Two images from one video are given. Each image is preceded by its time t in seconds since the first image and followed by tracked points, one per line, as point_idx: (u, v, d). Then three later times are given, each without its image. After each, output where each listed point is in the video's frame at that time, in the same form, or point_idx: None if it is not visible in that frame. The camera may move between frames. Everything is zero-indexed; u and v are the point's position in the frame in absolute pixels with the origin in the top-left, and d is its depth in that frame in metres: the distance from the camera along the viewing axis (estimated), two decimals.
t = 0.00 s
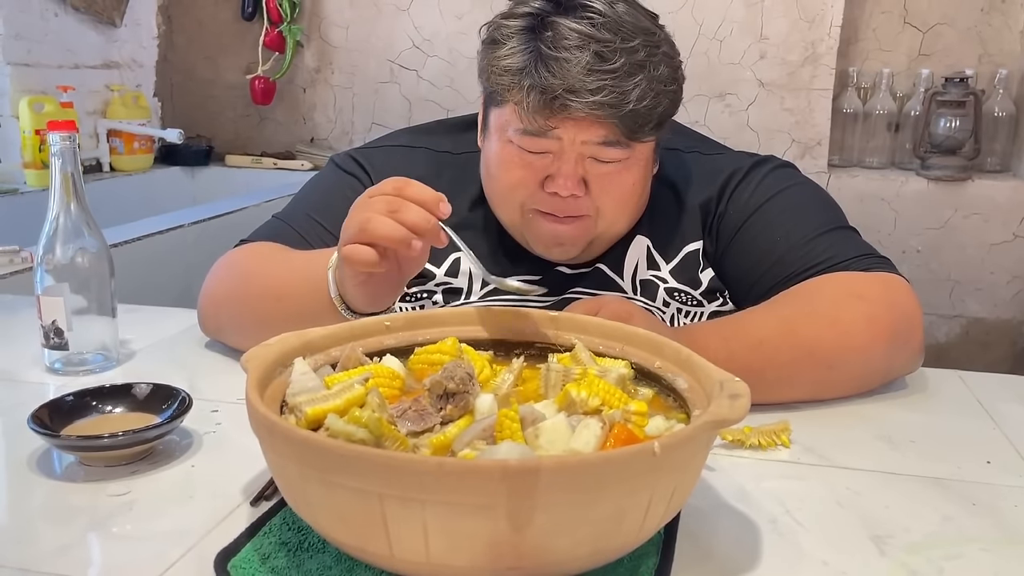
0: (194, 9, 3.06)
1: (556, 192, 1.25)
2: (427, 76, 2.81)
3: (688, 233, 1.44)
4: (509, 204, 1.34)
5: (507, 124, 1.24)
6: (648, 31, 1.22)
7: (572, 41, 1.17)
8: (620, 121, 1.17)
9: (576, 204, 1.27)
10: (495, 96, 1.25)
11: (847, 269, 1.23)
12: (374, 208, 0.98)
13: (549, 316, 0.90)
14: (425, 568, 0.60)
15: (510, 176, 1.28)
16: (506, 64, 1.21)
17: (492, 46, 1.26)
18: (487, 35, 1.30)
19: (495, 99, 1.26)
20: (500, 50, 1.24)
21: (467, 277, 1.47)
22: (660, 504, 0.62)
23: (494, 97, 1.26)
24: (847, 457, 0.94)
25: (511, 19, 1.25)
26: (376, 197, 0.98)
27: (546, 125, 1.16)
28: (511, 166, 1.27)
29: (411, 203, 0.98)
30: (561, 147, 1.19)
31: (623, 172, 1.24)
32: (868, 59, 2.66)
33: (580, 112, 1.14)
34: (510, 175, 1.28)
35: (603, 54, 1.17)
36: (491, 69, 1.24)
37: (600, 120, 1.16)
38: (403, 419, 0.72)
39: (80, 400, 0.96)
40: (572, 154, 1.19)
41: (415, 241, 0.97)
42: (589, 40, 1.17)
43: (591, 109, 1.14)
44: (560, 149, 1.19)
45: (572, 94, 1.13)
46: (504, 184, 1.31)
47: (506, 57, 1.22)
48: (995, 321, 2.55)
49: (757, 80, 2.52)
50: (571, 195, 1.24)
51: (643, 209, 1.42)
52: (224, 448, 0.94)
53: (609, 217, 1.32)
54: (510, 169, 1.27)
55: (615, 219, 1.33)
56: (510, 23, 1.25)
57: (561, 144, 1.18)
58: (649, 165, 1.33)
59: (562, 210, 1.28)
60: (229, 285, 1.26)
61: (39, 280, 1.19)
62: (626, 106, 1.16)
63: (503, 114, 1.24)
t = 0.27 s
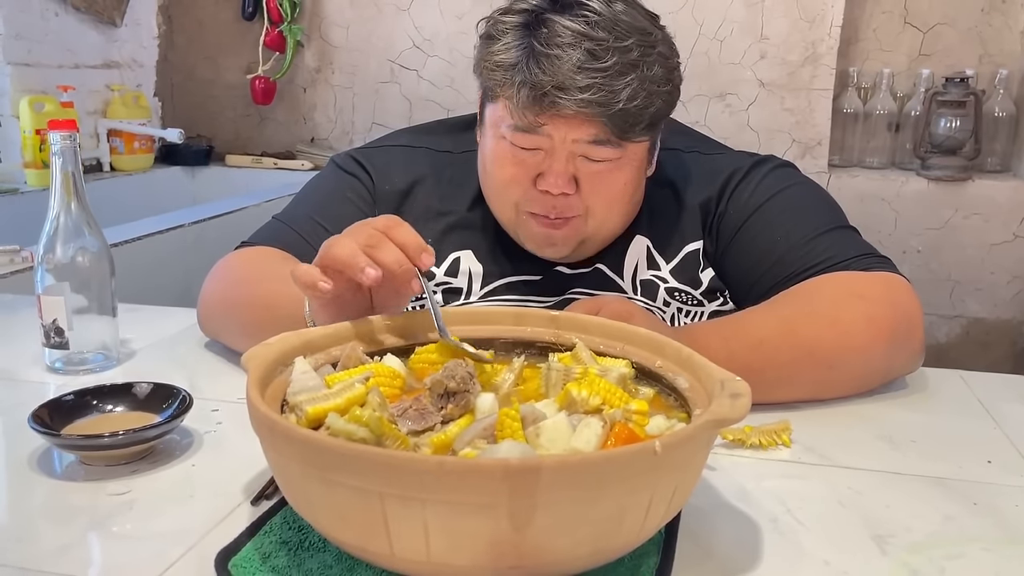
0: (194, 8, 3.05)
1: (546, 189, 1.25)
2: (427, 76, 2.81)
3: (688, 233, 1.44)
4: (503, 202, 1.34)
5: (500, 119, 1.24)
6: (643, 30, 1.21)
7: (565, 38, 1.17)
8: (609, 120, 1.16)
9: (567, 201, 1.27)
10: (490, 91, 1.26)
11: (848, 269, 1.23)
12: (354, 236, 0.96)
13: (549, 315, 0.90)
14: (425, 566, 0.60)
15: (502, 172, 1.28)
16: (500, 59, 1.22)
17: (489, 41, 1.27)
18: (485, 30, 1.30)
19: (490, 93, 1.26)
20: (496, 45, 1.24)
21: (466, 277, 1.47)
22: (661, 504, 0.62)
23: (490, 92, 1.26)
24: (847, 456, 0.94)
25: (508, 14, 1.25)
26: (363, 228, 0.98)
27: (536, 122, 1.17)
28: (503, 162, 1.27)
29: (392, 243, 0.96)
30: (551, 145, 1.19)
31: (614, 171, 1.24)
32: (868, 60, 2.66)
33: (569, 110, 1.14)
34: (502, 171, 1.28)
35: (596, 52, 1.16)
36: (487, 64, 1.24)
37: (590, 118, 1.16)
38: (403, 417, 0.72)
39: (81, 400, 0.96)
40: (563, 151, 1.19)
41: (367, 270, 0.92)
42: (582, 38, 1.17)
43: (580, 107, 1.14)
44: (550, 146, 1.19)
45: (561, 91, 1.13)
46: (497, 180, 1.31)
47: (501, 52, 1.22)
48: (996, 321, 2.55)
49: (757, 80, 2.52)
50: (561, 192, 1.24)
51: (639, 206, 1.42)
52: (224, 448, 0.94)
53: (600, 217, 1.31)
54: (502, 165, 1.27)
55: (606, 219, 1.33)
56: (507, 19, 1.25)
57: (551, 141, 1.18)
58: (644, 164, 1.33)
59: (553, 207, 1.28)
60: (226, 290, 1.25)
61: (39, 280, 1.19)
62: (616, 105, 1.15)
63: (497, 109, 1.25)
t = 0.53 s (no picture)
0: (194, 8, 3.05)
1: (540, 186, 1.24)
2: (427, 76, 2.81)
3: (688, 232, 1.44)
4: (498, 199, 1.33)
5: (501, 111, 1.24)
6: (652, 36, 1.23)
7: (575, 34, 1.18)
8: (609, 119, 1.17)
9: (560, 200, 1.26)
10: (495, 81, 1.26)
11: (847, 269, 1.23)
12: (358, 246, 0.96)
13: (550, 315, 0.90)
14: (425, 565, 0.60)
15: (497, 167, 1.27)
16: (508, 49, 1.22)
17: (499, 30, 1.27)
18: (496, 20, 1.30)
19: (495, 84, 1.27)
20: (505, 35, 1.24)
21: (465, 276, 1.47)
22: (661, 503, 0.61)
23: (494, 82, 1.27)
24: (847, 456, 0.94)
25: (521, 6, 1.26)
26: (368, 240, 0.97)
27: (538, 114, 1.17)
28: (499, 156, 1.26)
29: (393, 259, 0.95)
30: (549, 139, 1.19)
31: (610, 173, 1.24)
32: (869, 60, 2.66)
33: (572, 104, 1.14)
34: (497, 165, 1.27)
35: (603, 51, 1.17)
36: (494, 53, 1.25)
37: (591, 115, 1.16)
38: (404, 416, 0.72)
39: (80, 399, 0.96)
40: (561, 148, 1.19)
41: (356, 272, 0.91)
42: (590, 36, 1.18)
43: (582, 103, 1.14)
44: (549, 141, 1.19)
45: (565, 85, 1.14)
46: (492, 173, 1.29)
47: (510, 42, 1.23)
48: (996, 321, 2.55)
49: (758, 80, 2.52)
50: (555, 189, 1.23)
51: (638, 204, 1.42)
52: (224, 448, 0.93)
53: (592, 219, 1.31)
54: (499, 158, 1.26)
55: (598, 221, 1.32)
56: (519, 11, 1.26)
57: (550, 136, 1.18)
58: (643, 168, 1.33)
59: (545, 205, 1.27)
60: (225, 291, 1.25)
61: (39, 280, 1.19)
62: (617, 105, 1.16)
63: (500, 100, 1.25)
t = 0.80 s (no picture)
0: (195, 8, 3.05)
1: (545, 182, 1.24)
2: (427, 75, 2.81)
3: (688, 232, 1.44)
4: (501, 197, 1.33)
5: (504, 107, 1.24)
6: (653, 29, 1.23)
7: (576, 27, 1.18)
8: (615, 111, 1.18)
9: (565, 195, 1.26)
10: (497, 78, 1.26)
11: (848, 268, 1.23)
12: (384, 241, 0.95)
13: (550, 314, 0.90)
14: (425, 563, 0.59)
15: (501, 164, 1.27)
16: (510, 45, 1.22)
17: (500, 27, 1.27)
18: (496, 17, 1.30)
19: (497, 82, 1.26)
20: (506, 32, 1.24)
21: (466, 275, 1.47)
22: (662, 502, 0.61)
23: (496, 79, 1.26)
24: (848, 455, 0.94)
25: (521, 2, 1.26)
26: (392, 236, 0.97)
27: (542, 109, 1.17)
28: (504, 153, 1.25)
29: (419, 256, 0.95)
30: (554, 134, 1.19)
31: (615, 166, 1.24)
32: (869, 59, 2.66)
33: (576, 96, 1.14)
34: (502, 163, 1.27)
35: (605, 43, 1.17)
36: (496, 49, 1.24)
37: (596, 107, 1.16)
38: (405, 415, 0.72)
39: (80, 399, 0.95)
40: (566, 142, 1.19)
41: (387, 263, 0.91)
42: (592, 29, 1.18)
43: (587, 94, 1.15)
44: (553, 136, 1.19)
45: (570, 78, 1.14)
46: (496, 171, 1.29)
47: (512, 37, 1.23)
48: (996, 321, 2.55)
49: (758, 80, 2.52)
50: (560, 185, 1.23)
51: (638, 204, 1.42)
52: (225, 447, 0.93)
53: (597, 214, 1.31)
54: (503, 156, 1.26)
55: (602, 218, 1.32)
56: (519, 7, 1.26)
57: (555, 131, 1.18)
58: (646, 162, 1.33)
59: (550, 201, 1.27)
60: (225, 290, 1.25)
61: (40, 279, 1.19)
62: (622, 96, 1.17)
63: (502, 97, 1.24)
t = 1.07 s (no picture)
0: (195, 8, 3.05)
1: (544, 178, 1.23)
2: (428, 75, 2.81)
3: (688, 232, 1.44)
4: (501, 194, 1.33)
5: (504, 104, 1.24)
6: (653, 25, 1.23)
7: (576, 23, 1.18)
8: (614, 106, 1.17)
9: (565, 191, 1.26)
10: (497, 74, 1.26)
11: (848, 268, 1.23)
12: (375, 250, 0.96)
13: (550, 314, 0.90)
14: (425, 564, 0.59)
15: (501, 160, 1.27)
16: (510, 41, 1.22)
17: (501, 22, 1.27)
18: (497, 13, 1.30)
19: (497, 77, 1.26)
20: (506, 27, 1.24)
21: (466, 275, 1.47)
22: (662, 503, 0.61)
23: (496, 75, 1.26)
24: (848, 455, 0.94)
25: None
26: (384, 245, 0.98)
27: (541, 104, 1.17)
28: (503, 149, 1.25)
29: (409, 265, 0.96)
30: (553, 130, 1.19)
31: (615, 163, 1.24)
32: (870, 59, 2.66)
33: (575, 92, 1.15)
34: (501, 159, 1.27)
35: (605, 39, 1.17)
36: (496, 45, 1.24)
37: (595, 103, 1.16)
38: (406, 417, 0.72)
39: (81, 399, 0.95)
40: (564, 139, 1.19)
41: (375, 273, 0.92)
42: (592, 25, 1.18)
43: (586, 90, 1.14)
44: (552, 131, 1.19)
45: (569, 73, 1.14)
46: (496, 167, 1.29)
47: (512, 33, 1.23)
48: (997, 321, 2.55)
49: (758, 80, 2.52)
50: (559, 181, 1.23)
51: (638, 203, 1.41)
52: (226, 447, 0.93)
53: (596, 211, 1.30)
54: (502, 151, 1.26)
55: (602, 215, 1.32)
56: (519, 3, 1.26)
57: (553, 127, 1.18)
58: (646, 159, 1.32)
59: (549, 197, 1.27)
60: (225, 290, 1.25)
61: (40, 279, 1.19)
62: (621, 92, 1.16)
63: (502, 93, 1.24)
